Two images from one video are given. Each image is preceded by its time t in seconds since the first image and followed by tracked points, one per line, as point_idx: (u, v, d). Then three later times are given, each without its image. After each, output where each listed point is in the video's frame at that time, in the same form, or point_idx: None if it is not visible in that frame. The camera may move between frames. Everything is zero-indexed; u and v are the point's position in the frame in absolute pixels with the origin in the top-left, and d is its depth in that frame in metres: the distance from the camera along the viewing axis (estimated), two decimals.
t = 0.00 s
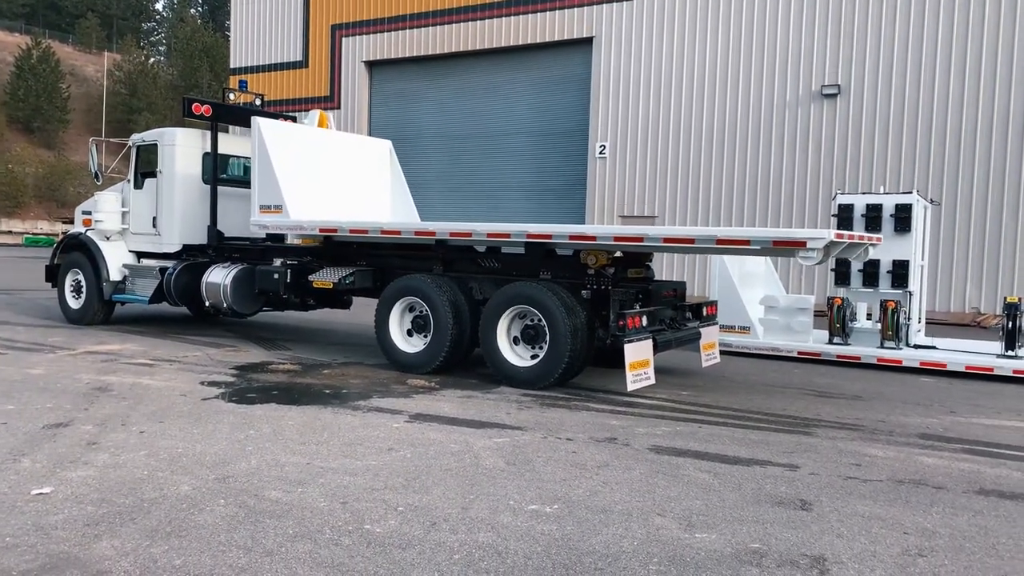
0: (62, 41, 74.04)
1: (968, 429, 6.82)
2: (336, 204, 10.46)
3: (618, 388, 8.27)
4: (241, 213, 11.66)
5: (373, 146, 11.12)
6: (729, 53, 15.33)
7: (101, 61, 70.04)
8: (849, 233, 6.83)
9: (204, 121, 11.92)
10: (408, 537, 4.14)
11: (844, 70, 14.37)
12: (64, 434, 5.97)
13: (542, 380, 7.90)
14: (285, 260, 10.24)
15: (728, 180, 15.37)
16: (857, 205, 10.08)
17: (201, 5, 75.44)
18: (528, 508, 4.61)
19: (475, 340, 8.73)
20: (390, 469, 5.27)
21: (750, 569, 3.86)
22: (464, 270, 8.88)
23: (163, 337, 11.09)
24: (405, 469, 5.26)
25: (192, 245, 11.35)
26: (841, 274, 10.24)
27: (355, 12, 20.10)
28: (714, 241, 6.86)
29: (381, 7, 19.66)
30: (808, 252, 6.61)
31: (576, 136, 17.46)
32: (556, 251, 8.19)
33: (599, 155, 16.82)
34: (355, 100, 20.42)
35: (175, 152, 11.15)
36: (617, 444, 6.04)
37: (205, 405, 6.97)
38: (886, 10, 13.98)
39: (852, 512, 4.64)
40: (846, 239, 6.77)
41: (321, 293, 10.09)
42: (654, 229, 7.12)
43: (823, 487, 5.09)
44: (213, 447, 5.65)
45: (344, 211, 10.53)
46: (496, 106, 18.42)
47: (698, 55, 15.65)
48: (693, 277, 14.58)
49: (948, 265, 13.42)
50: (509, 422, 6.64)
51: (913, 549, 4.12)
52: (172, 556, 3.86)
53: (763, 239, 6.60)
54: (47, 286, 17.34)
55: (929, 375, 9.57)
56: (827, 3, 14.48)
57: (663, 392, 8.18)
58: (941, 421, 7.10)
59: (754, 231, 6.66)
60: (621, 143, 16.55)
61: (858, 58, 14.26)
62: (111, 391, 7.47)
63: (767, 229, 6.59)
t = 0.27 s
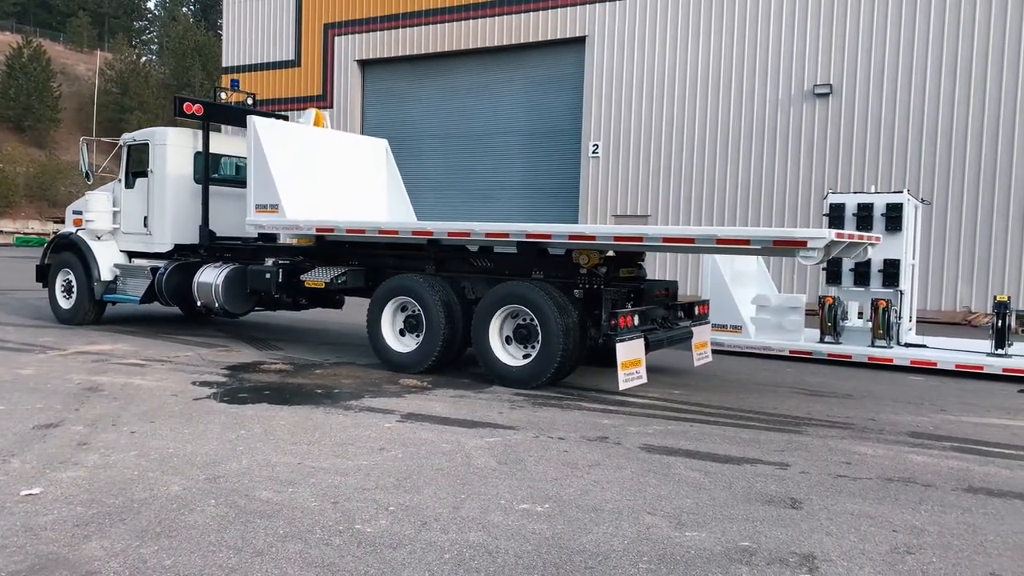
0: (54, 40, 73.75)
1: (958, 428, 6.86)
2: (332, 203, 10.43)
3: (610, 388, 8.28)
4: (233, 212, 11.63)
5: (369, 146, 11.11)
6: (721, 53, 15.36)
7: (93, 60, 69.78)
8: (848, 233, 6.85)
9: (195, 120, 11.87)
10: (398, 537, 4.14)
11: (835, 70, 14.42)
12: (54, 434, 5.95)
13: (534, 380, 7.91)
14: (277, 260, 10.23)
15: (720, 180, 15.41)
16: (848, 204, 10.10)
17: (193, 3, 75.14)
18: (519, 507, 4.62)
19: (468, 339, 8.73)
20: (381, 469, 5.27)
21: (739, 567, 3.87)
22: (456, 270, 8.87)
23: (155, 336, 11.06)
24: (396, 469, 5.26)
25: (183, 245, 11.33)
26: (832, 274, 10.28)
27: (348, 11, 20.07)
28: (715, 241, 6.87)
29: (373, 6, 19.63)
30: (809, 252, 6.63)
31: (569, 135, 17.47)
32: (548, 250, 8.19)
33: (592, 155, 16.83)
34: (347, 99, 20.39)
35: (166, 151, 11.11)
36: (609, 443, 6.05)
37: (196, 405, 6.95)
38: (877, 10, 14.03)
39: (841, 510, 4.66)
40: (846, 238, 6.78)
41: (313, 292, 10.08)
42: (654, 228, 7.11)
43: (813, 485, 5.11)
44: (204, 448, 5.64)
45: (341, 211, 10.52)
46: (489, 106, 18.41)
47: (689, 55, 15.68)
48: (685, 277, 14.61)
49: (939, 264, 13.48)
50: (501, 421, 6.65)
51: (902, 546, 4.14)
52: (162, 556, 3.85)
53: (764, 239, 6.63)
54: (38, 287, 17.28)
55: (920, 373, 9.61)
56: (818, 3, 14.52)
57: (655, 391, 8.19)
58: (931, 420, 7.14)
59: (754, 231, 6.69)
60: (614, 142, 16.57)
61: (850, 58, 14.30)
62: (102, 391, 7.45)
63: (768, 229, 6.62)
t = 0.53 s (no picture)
0: (46, 39, 73.50)
1: (950, 427, 6.88)
2: (330, 203, 10.42)
3: (604, 388, 8.29)
4: (227, 213, 11.61)
5: (367, 145, 11.10)
6: (715, 53, 15.39)
7: (86, 59, 69.57)
8: (851, 234, 6.91)
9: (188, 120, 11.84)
10: (392, 538, 4.15)
11: (828, 70, 14.45)
12: (47, 436, 5.94)
13: (528, 380, 7.91)
14: (271, 260, 10.22)
15: (713, 180, 15.44)
16: (841, 205, 10.15)
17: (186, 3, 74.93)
18: (512, 507, 4.63)
19: (461, 339, 8.73)
20: (375, 470, 5.27)
21: (732, 567, 3.89)
22: (450, 270, 8.86)
23: (148, 337, 11.04)
24: (390, 469, 5.27)
25: (176, 246, 11.31)
26: (825, 274, 10.31)
27: (342, 11, 20.06)
28: (716, 242, 6.87)
29: (367, 6, 19.62)
30: (811, 253, 6.63)
31: (563, 135, 17.49)
32: (542, 250, 8.20)
33: (586, 155, 16.85)
34: (341, 99, 20.38)
35: (159, 152, 11.09)
36: (602, 443, 6.07)
37: (189, 406, 6.94)
38: (870, 10, 14.08)
39: (834, 510, 4.68)
40: (848, 239, 6.84)
41: (307, 293, 10.07)
42: (655, 229, 7.11)
43: (805, 485, 5.13)
44: (197, 449, 5.64)
45: (339, 211, 10.51)
46: (483, 106, 18.42)
47: (683, 55, 15.71)
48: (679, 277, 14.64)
49: (931, 264, 13.53)
50: (495, 422, 6.65)
51: (893, 546, 4.17)
52: (155, 557, 3.85)
53: (766, 240, 6.62)
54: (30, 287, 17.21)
55: (912, 373, 9.64)
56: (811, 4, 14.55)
57: (649, 391, 8.21)
58: (923, 419, 7.17)
59: (756, 231, 6.68)
60: (608, 142, 16.59)
61: (843, 58, 14.34)
62: (94, 393, 7.44)
63: (770, 230, 6.61)
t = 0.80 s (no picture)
0: (42, 41, 73.42)
1: (945, 429, 6.90)
2: (329, 204, 10.42)
3: (600, 389, 8.30)
4: (224, 215, 11.60)
5: (366, 146, 11.09)
6: (712, 56, 15.42)
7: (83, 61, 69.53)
8: (852, 236, 6.94)
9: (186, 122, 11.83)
10: (388, 539, 4.15)
11: (825, 71, 14.48)
12: (43, 438, 5.94)
13: (525, 381, 7.92)
14: (268, 262, 10.22)
15: (710, 182, 15.46)
16: (837, 206, 10.18)
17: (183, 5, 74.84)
18: (509, 509, 4.63)
19: (459, 341, 8.73)
20: (372, 471, 5.27)
21: (728, 568, 3.90)
22: (447, 273, 8.86)
23: (145, 339, 11.03)
24: (387, 471, 5.27)
25: (173, 247, 11.31)
26: (822, 275, 10.32)
27: (339, 12, 20.06)
28: (718, 243, 6.86)
29: (365, 7, 19.63)
30: (813, 254, 6.63)
31: (561, 137, 17.50)
32: (539, 252, 8.21)
33: (583, 156, 16.87)
34: (339, 101, 20.38)
35: (156, 153, 11.08)
36: (599, 445, 6.08)
37: (186, 408, 6.94)
38: (866, 12, 14.12)
39: (829, 511, 4.69)
40: (849, 241, 6.86)
41: (304, 295, 10.07)
42: (656, 231, 7.10)
43: (801, 486, 5.14)
44: (194, 451, 5.64)
45: (339, 213, 10.52)
46: (481, 107, 18.42)
47: (680, 57, 15.74)
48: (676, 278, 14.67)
49: (927, 266, 13.57)
50: (492, 424, 6.66)
51: (889, 546, 4.18)
52: (152, 559, 3.86)
53: (768, 242, 6.62)
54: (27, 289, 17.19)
55: (908, 375, 9.67)
56: (808, 6, 14.59)
57: (645, 392, 8.22)
58: (919, 421, 7.19)
59: (759, 233, 6.68)
60: (605, 144, 16.60)
61: (839, 60, 14.37)
62: (91, 394, 7.43)
63: (773, 232, 6.60)
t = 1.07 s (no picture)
0: (42, 42, 73.41)
1: (942, 429, 6.92)
2: (328, 206, 10.44)
3: (598, 390, 8.32)
4: (222, 217, 11.60)
5: (364, 148, 11.10)
6: (710, 58, 15.44)
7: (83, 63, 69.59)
8: (849, 238, 6.97)
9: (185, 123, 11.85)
10: (386, 540, 4.17)
11: (824, 73, 14.50)
12: (42, 439, 5.95)
13: (523, 383, 7.93)
14: (267, 264, 10.23)
15: (709, 183, 15.48)
16: (835, 208, 10.19)
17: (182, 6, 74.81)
18: (506, 510, 4.65)
19: (457, 342, 8.75)
20: (370, 473, 5.28)
21: (723, 569, 3.91)
22: (446, 274, 8.87)
23: (144, 340, 11.05)
24: (385, 472, 5.29)
25: (172, 249, 11.32)
26: (820, 276, 10.34)
27: (338, 14, 20.09)
28: (716, 245, 6.88)
29: (363, 9, 19.65)
30: (811, 256, 6.64)
31: (559, 138, 17.52)
32: (537, 254, 8.23)
33: (582, 158, 16.89)
34: (338, 102, 20.40)
35: (155, 155, 11.10)
36: (596, 446, 6.09)
37: (185, 410, 6.95)
38: (865, 14, 14.14)
39: (825, 512, 4.70)
40: (846, 242, 6.88)
41: (302, 296, 10.09)
42: (654, 232, 7.10)
43: (798, 487, 5.15)
44: (192, 452, 5.65)
45: (337, 215, 10.52)
46: (481, 109, 18.45)
47: (678, 59, 15.76)
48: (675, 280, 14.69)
49: (926, 267, 13.58)
50: (489, 425, 6.68)
51: (884, 547, 4.19)
52: (149, 560, 3.87)
53: (766, 244, 6.64)
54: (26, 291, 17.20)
55: (906, 375, 9.69)
56: (806, 7, 14.61)
57: (643, 393, 8.23)
58: (916, 421, 7.21)
59: (757, 235, 6.69)
60: (604, 145, 16.63)
61: (838, 62, 14.38)
62: (90, 396, 7.45)
63: (770, 234, 6.61)
